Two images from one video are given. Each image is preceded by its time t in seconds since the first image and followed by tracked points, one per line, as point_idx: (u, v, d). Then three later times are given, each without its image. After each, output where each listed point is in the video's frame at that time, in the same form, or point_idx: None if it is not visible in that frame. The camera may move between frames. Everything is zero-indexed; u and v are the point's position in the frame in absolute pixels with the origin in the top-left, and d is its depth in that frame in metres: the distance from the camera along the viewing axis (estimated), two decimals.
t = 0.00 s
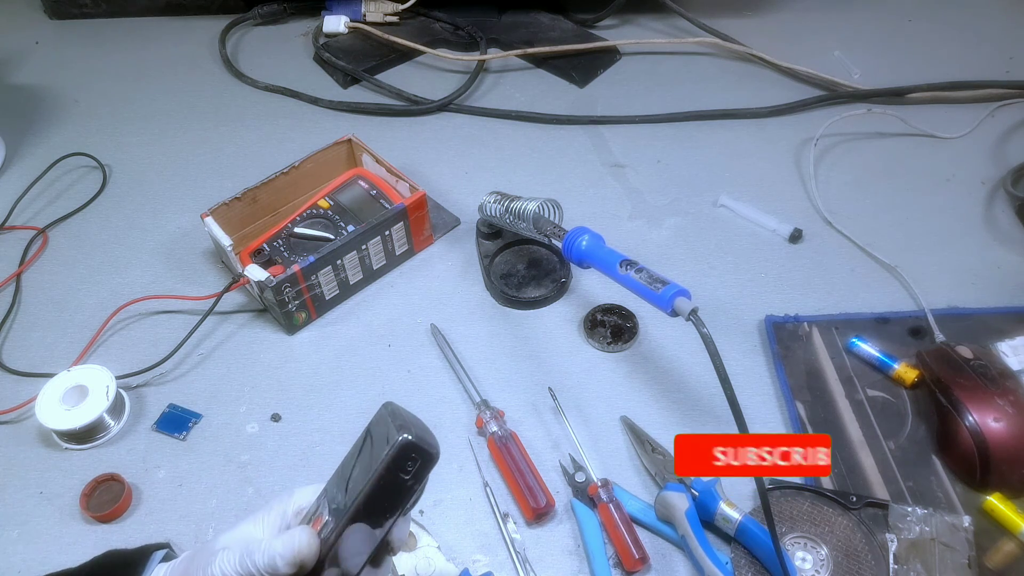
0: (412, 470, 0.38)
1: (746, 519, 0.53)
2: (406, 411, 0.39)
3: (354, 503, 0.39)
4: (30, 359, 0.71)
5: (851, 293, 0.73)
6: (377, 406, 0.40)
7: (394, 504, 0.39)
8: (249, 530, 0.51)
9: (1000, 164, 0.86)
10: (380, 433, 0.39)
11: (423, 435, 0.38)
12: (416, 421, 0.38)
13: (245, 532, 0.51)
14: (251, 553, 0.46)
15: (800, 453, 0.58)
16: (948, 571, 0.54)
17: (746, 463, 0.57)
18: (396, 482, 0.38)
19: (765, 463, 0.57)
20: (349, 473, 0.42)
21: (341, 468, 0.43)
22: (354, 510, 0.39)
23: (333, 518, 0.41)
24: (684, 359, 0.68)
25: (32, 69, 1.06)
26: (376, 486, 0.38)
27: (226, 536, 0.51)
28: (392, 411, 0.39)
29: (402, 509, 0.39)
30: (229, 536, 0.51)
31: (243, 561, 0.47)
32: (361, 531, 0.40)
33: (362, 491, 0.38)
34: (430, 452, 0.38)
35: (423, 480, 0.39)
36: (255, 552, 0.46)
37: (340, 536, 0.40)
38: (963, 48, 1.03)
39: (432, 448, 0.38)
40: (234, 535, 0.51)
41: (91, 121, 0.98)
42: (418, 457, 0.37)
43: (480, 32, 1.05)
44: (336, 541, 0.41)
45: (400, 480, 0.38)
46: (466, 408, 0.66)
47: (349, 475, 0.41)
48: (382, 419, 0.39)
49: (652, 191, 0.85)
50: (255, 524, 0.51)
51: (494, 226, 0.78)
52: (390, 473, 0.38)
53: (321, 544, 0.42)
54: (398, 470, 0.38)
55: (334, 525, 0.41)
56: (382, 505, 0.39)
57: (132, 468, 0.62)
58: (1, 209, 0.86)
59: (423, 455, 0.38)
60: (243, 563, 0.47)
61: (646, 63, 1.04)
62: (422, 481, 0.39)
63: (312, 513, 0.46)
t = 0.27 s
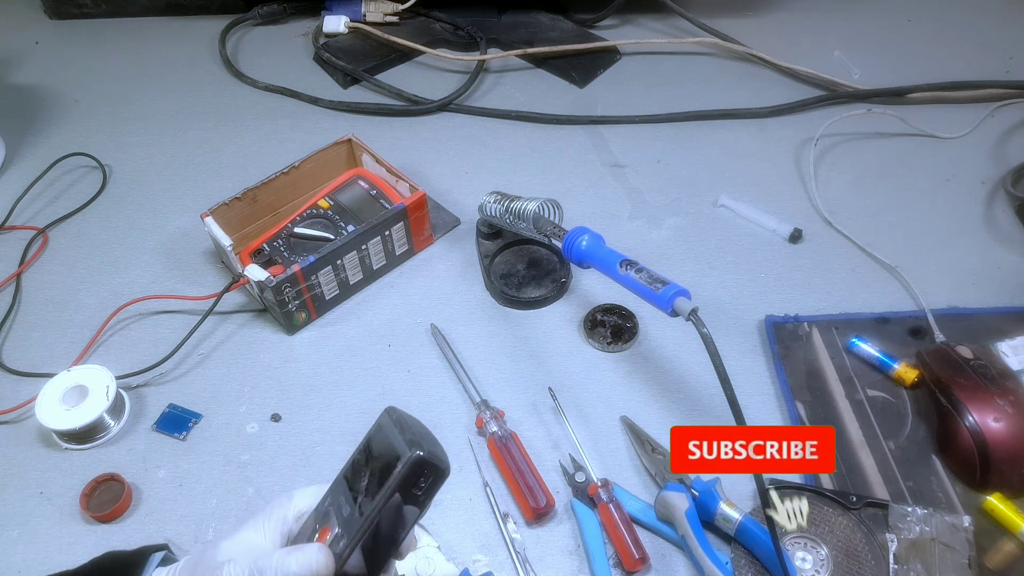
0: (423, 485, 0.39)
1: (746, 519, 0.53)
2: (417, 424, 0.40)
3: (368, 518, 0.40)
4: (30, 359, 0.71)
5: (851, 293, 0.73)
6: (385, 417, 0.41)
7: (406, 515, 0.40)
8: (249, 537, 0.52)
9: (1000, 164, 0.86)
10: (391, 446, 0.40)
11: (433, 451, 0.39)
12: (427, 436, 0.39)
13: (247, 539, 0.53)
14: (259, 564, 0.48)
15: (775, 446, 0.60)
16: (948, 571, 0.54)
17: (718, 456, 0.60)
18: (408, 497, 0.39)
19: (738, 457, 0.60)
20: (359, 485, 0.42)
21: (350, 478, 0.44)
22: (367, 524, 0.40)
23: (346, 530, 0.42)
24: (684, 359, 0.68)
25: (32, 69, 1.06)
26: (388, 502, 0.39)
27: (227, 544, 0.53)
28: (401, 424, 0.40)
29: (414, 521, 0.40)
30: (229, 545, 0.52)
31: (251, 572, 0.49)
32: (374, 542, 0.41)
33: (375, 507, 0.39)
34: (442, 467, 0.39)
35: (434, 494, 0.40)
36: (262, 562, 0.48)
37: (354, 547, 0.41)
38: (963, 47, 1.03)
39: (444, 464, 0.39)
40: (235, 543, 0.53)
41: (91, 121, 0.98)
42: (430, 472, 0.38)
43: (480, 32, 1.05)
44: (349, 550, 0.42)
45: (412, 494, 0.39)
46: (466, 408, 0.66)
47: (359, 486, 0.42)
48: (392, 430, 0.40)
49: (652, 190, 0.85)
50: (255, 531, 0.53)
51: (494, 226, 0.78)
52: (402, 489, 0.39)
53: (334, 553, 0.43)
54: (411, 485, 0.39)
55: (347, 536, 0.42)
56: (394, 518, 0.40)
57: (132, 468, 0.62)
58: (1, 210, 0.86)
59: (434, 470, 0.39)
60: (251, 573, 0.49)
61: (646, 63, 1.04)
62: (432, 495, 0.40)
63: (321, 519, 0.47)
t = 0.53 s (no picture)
0: (425, 487, 0.39)
1: (746, 520, 0.53)
2: (418, 426, 0.40)
3: (369, 519, 0.40)
4: (30, 359, 0.71)
5: (851, 293, 0.73)
6: (388, 420, 0.42)
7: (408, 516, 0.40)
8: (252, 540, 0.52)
9: (1000, 164, 0.86)
10: (393, 448, 0.40)
11: (435, 453, 0.39)
12: (429, 439, 0.40)
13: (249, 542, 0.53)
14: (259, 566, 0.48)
15: (775, 446, 0.60)
16: (948, 572, 0.54)
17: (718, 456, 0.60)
18: (409, 497, 0.39)
19: (738, 457, 0.60)
20: (361, 487, 0.43)
21: (353, 480, 0.44)
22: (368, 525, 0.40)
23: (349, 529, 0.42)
24: (684, 359, 0.68)
25: (32, 69, 1.06)
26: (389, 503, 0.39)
27: (228, 547, 0.53)
28: (404, 426, 0.40)
29: (416, 522, 0.41)
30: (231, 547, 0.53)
31: (250, 573, 0.48)
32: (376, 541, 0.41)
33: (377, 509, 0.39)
34: (443, 469, 0.39)
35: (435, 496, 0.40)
36: (262, 563, 0.48)
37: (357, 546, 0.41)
38: (963, 48, 1.03)
39: (445, 465, 0.39)
40: (236, 546, 0.53)
41: (91, 121, 0.98)
42: (431, 474, 0.38)
43: (480, 32, 1.05)
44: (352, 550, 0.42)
45: (412, 495, 0.39)
46: (466, 408, 0.66)
47: (361, 488, 0.42)
48: (395, 432, 0.40)
49: (652, 191, 0.85)
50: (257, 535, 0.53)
51: (494, 226, 0.78)
52: (403, 490, 0.39)
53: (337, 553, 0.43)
54: (412, 486, 0.39)
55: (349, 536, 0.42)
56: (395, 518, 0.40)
57: (132, 468, 0.62)
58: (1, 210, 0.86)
59: (436, 472, 0.39)
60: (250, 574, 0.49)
61: (646, 63, 1.04)
62: (434, 497, 0.40)
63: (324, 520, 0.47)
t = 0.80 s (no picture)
0: (379, 439, 0.37)
1: (746, 519, 0.53)
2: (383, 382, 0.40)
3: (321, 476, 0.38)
4: (30, 359, 0.71)
5: (851, 293, 0.73)
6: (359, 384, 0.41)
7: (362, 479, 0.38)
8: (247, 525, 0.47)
9: (1000, 165, 0.86)
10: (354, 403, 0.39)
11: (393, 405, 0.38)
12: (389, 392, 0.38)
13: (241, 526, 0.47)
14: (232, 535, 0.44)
15: (774, 446, 0.60)
16: (948, 572, 0.54)
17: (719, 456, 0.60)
18: (362, 453, 0.38)
19: (738, 457, 0.60)
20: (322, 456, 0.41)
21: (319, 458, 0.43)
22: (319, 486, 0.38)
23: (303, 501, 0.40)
24: (684, 359, 0.68)
25: (32, 69, 1.06)
26: (342, 458, 0.37)
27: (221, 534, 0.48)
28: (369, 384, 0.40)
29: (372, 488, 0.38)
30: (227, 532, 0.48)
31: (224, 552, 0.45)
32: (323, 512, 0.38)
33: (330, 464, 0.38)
34: (400, 422, 0.37)
35: (393, 455, 0.38)
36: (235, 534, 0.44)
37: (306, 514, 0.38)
38: (963, 48, 1.03)
39: (403, 419, 0.37)
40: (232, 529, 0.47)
41: (91, 121, 0.98)
42: (385, 424, 0.37)
43: (480, 32, 1.05)
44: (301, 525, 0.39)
45: (367, 452, 0.37)
46: (466, 408, 0.66)
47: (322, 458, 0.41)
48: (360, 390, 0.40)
49: (652, 191, 0.85)
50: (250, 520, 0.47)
51: (494, 226, 0.78)
52: (357, 443, 0.38)
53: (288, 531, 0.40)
54: (365, 440, 0.37)
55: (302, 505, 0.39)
56: (346, 481, 0.38)
57: (132, 468, 0.62)
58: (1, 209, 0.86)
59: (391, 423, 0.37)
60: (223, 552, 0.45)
61: (646, 63, 1.04)
62: (390, 458, 0.38)
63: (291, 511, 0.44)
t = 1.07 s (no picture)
0: (376, 455, 0.38)
1: (746, 519, 0.53)
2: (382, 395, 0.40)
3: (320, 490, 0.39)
4: (30, 359, 0.71)
5: (851, 293, 0.73)
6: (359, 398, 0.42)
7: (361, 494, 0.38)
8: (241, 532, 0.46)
9: (1000, 165, 0.86)
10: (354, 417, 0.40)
11: (389, 421, 0.38)
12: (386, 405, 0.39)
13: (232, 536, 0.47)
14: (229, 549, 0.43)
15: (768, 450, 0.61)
16: (948, 572, 0.54)
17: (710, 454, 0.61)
18: (360, 468, 0.38)
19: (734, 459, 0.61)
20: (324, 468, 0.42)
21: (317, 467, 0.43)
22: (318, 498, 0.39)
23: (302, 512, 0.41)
24: (684, 359, 0.68)
25: (32, 69, 1.06)
26: (341, 471, 0.38)
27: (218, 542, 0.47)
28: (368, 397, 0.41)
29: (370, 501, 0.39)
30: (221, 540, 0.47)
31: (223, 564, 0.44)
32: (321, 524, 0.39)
33: (328, 479, 0.38)
34: (397, 438, 0.38)
35: (390, 470, 0.38)
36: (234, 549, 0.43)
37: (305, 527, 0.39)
38: (963, 48, 1.03)
39: (399, 433, 0.38)
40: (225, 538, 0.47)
41: (90, 121, 0.98)
42: (381, 441, 0.37)
43: (480, 32, 1.05)
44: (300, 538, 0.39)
45: (364, 465, 0.38)
46: (466, 408, 0.66)
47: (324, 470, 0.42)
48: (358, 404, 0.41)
49: (652, 191, 0.85)
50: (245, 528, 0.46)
51: (494, 226, 0.78)
52: (354, 457, 0.38)
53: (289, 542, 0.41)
54: (362, 454, 0.38)
55: (303, 515, 0.40)
56: (344, 493, 0.38)
57: (132, 468, 0.62)
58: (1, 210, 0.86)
59: (387, 440, 0.37)
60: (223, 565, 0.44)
61: (646, 63, 1.04)
62: (387, 472, 0.38)
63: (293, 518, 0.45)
